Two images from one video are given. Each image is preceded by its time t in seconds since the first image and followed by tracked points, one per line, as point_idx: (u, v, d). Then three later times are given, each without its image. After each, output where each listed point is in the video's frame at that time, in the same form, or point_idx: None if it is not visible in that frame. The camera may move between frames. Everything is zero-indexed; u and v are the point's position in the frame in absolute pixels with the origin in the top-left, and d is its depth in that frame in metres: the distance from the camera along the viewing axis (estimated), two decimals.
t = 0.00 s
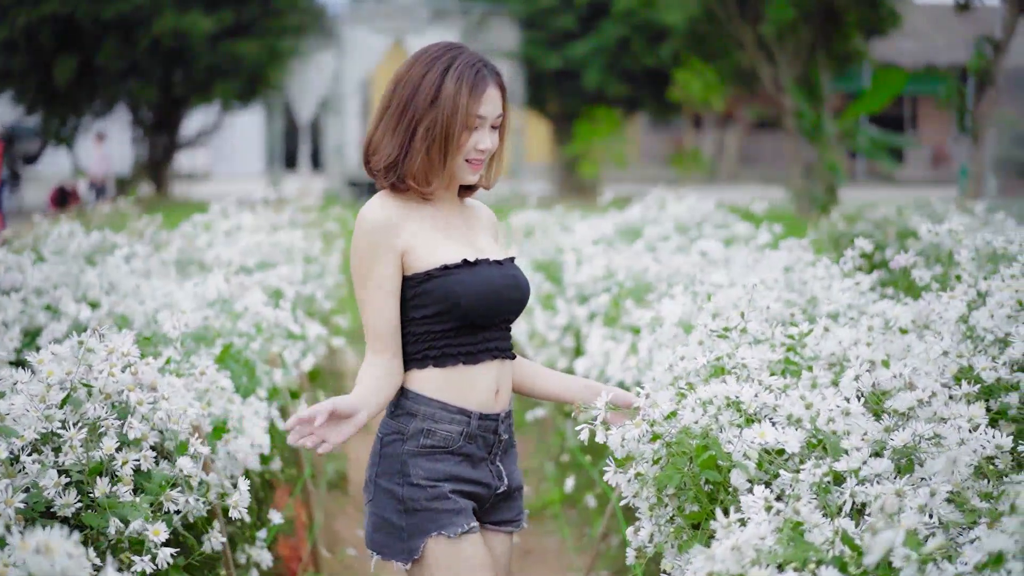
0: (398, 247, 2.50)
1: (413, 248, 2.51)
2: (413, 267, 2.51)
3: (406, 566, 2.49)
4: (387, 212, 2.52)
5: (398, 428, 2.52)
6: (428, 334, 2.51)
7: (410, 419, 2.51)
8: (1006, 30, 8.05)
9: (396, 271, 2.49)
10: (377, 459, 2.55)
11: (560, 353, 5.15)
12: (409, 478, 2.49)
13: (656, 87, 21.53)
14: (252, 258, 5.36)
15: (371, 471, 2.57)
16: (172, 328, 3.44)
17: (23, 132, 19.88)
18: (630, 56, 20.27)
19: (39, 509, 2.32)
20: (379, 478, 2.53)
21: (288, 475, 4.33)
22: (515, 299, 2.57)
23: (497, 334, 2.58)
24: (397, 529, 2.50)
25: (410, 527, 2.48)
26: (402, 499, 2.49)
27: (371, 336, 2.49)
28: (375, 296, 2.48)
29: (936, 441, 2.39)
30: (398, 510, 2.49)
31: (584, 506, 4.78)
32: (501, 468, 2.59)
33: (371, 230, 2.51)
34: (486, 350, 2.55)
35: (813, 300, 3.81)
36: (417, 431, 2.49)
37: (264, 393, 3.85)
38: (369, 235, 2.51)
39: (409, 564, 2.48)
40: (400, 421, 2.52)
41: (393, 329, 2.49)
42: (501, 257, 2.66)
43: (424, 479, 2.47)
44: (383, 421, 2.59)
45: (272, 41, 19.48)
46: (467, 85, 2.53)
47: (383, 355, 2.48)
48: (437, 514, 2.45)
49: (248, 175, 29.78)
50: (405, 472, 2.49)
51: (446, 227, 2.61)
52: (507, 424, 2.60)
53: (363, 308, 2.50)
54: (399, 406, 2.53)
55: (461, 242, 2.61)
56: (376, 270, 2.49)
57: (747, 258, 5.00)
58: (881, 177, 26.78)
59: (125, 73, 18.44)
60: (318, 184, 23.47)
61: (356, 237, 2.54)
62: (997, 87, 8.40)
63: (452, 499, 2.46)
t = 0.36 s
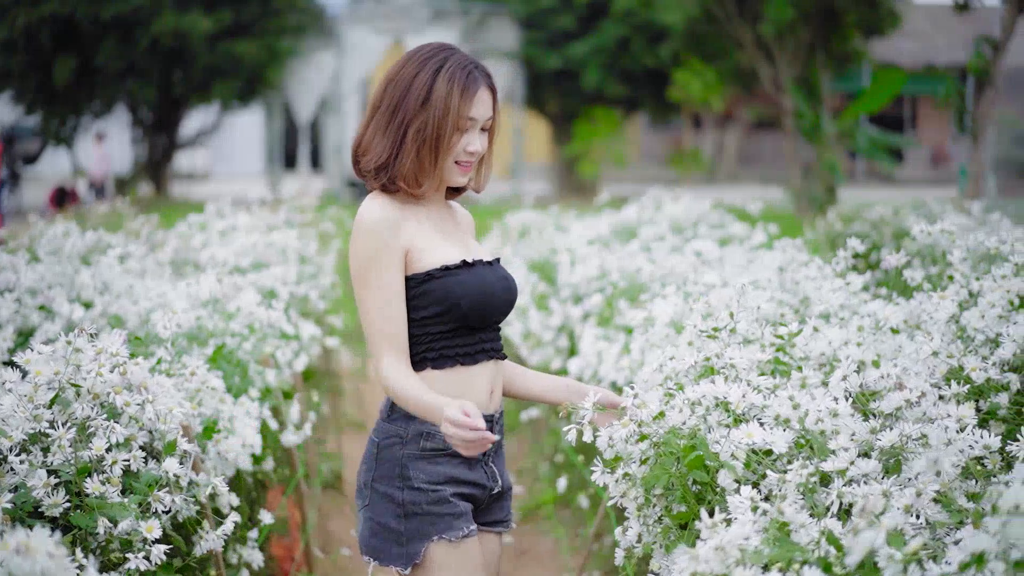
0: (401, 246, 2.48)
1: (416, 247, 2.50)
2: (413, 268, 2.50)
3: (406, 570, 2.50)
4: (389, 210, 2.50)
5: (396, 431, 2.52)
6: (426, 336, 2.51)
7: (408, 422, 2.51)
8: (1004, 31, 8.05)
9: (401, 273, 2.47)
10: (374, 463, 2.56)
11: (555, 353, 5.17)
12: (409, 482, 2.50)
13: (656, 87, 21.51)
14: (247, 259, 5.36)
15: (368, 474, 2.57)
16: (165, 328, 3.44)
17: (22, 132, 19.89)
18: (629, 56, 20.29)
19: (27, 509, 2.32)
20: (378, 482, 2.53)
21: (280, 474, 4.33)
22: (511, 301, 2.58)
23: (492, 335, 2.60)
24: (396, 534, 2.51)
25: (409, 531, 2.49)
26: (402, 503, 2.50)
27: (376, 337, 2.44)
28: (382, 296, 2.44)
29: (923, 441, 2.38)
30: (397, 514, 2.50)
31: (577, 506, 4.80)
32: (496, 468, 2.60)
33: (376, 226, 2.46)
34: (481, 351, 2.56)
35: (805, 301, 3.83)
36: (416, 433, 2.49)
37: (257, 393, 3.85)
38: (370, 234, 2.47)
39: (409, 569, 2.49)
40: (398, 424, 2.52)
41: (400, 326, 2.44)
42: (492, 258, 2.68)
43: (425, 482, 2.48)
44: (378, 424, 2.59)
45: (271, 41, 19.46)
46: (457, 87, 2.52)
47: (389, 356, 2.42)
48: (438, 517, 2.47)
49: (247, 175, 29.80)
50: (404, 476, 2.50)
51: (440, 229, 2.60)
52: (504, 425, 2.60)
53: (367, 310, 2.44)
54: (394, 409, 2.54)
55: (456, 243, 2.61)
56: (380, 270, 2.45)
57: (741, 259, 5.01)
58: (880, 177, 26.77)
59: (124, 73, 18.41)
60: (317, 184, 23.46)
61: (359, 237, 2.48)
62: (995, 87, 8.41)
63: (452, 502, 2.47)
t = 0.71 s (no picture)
0: (412, 248, 2.42)
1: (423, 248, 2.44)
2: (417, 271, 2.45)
3: None
4: (396, 210, 2.42)
5: (408, 439, 2.47)
6: (431, 339, 2.48)
7: (418, 430, 2.46)
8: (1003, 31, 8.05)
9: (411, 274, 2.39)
10: (382, 473, 2.49)
11: (549, 354, 5.17)
12: (424, 489, 2.46)
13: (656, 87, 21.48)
14: (240, 259, 5.36)
15: (375, 485, 2.50)
16: (154, 330, 3.44)
17: (22, 132, 19.88)
18: (629, 56, 20.28)
19: (12, 510, 2.32)
20: (389, 492, 2.48)
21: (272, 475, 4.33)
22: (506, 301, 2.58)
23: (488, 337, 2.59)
24: (408, 544, 2.47)
25: (424, 541, 2.46)
26: (415, 513, 2.46)
27: (400, 342, 2.33)
28: (405, 301, 2.35)
29: (910, 442, 2.38)
30: (409, 524, 2.47)
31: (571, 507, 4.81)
32: (492, 468, 2.60)
33: (388, 225, 2.38)
34: (484, 352, 2.55)
35: (796, 302, 3.83)
36: (429, 441, 2.45)
37: (249, 394, 3.86)
38: (391, 235, 2.38)
39: None
40: (409, 432, 2.46)
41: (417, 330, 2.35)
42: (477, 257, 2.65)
43: (439, 490, 2.46)
44: (381, 431, 2.51)
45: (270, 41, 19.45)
46: (450, 90, 2.50)
47: (414, 359, 2.33)
48: (452, 527, 2.47)
49: (246, 175, 29.83)
50: (419, 485, 2.46)
51: (435, 231, 2.56)
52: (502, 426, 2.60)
53: (389, 311, 2.34)
54: (403, 417, 2.47)
55: (452, 244, 2.58)
56: (392, 270, 2.36)
57: (736, 259, 5.01)
58: (880, 176, 26.77)
59: (123, 73, 18.39)
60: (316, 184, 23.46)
61: (377, 239, 2.37)
62: (995, 88, 8.43)
63: (465, 511, 2.48)
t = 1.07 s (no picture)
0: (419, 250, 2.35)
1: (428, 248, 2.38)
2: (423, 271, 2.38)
3: None
4: (402, 211, 2.33)
5: (418, 443, 2.43)
6: (437, 341, 2.42)
7: (428, 434, 2.43)
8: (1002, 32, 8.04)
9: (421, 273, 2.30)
10: (390, 479, 2.44)
11: (544, 354, 5.18)
12: (437, 493, 2.43)
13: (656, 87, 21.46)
14: (234, 259, 5.35)
15: (383, 491, 2.44)
16: (145, 330, 3.43)
17: (22, 132, 19.89)
18: (630, 56, 20.26)
19: None
20: (401, 499, 2.43)
21: (266, 475, 4.33)
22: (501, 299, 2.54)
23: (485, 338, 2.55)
24: (423, 551, 2.44)
25: (438, 546, 2.44)
26: (428, 517, 2.43)
27: (410, 345, 2.25)
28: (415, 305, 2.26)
29: (898, 442, 2.38)
30: (422, 530, 2.43)
31: (565, 507, 4.82)
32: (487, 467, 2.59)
33: (400, 228, 2.28)
34: (482, 353, 2.51)
35: (788, 302, 3.83)
36: (441, 445, 2.43)
37: (242, 395, 3.86)
38: (395, 238, 2.28)
39: None
40: (419, 436, 2.43)
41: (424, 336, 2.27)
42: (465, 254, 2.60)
43: (452, 493, 2.44)
44: (386, 435, 2.45)
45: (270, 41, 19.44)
46: (449, 89, 2.48)
47: (424, 362, 2.25)
48: (463, 530, 2.48)
49: (247, 174, 29.87)
50: (432, 489, 2.43)
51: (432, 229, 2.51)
52: (499, 427, 2.59)
53: (401, 317, 2.25)
54: (412, 421, 2.43)
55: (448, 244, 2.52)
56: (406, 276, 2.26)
57: (731, 259, 5.01)
58: (881, 176, 26.75)
59: (123, 73, 18.39)
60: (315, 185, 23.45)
61: (386, 241, 2.27)
62: (994, 88, 8.42)
63: (475, 513, 2.49)
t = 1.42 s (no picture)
0: (423, 251, 2.25)
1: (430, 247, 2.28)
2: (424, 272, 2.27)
3: None
4: (405, 211, 2.22)
5: (424, 443, 2.35)
6: (437, 342, 2.33)
7: (433, 433, 2.35)
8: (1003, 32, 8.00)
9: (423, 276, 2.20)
10: (397, 480, 2.34)
11: (539, 354, 5.17)
12: (444, 493, 2.37)
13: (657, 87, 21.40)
14: (230, 259, 5.35)
15: (388, 493, 2.34)
16: (137, 330, 3.43)
17: (23, 133, 19.89)
18: (631, 56, 20.20)
19: None
20: (409, 500, 2.34)
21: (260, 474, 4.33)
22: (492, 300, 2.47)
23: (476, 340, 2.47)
24: (433, 552, 2.35)
25: (447, 546, 2.37)
26: (436, 517, 2.36)
27: (411, 347, 2.14)
28: (416, 307, 2.14)
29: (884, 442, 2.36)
30: (431, 530, 2.35)
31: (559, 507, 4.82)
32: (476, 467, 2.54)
33: (400, 229, 2.15)
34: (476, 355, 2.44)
35: (781, 302, 3.83)
36: (447, 443, 2.36)
37: (234, 395, 3.86)
38: (394, 238, 2.15)
39: None
40: (424, 436, 2.35)
41: (421, 342, 2.15)
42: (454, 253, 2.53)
43: (458, 493, 2.39)
44: (389, 436, 2.35)
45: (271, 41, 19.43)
46: (447, 89, 2.40)
47: (425, 365, 2.14)
48: (468, 530, 2.42)
49: (250, 174, 29.95)
50: (439, 489, 2.36)
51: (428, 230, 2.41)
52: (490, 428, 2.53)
53: (402, 320, 2.13)
54: (417, 421, 2.34)
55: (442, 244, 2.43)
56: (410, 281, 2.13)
57: (726, 259, 5.01)
58: (882, 176, 26.70)
59: (123, 73, 18.38)
60: (316, 185, 23.45)
61: (388, 243, 2.14)
62: (995, 87, 8.40)
63: (477, 512, 2.44)
